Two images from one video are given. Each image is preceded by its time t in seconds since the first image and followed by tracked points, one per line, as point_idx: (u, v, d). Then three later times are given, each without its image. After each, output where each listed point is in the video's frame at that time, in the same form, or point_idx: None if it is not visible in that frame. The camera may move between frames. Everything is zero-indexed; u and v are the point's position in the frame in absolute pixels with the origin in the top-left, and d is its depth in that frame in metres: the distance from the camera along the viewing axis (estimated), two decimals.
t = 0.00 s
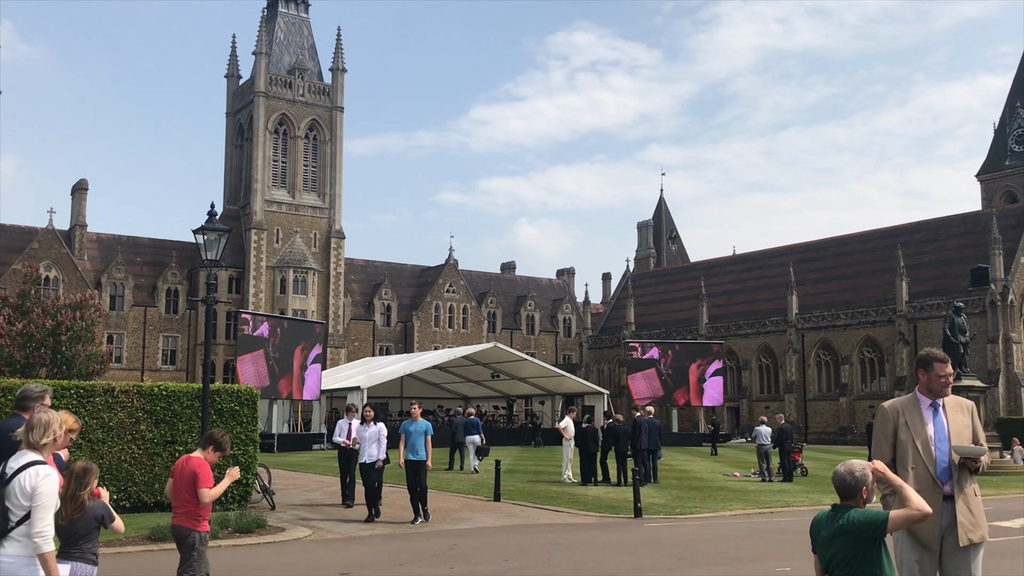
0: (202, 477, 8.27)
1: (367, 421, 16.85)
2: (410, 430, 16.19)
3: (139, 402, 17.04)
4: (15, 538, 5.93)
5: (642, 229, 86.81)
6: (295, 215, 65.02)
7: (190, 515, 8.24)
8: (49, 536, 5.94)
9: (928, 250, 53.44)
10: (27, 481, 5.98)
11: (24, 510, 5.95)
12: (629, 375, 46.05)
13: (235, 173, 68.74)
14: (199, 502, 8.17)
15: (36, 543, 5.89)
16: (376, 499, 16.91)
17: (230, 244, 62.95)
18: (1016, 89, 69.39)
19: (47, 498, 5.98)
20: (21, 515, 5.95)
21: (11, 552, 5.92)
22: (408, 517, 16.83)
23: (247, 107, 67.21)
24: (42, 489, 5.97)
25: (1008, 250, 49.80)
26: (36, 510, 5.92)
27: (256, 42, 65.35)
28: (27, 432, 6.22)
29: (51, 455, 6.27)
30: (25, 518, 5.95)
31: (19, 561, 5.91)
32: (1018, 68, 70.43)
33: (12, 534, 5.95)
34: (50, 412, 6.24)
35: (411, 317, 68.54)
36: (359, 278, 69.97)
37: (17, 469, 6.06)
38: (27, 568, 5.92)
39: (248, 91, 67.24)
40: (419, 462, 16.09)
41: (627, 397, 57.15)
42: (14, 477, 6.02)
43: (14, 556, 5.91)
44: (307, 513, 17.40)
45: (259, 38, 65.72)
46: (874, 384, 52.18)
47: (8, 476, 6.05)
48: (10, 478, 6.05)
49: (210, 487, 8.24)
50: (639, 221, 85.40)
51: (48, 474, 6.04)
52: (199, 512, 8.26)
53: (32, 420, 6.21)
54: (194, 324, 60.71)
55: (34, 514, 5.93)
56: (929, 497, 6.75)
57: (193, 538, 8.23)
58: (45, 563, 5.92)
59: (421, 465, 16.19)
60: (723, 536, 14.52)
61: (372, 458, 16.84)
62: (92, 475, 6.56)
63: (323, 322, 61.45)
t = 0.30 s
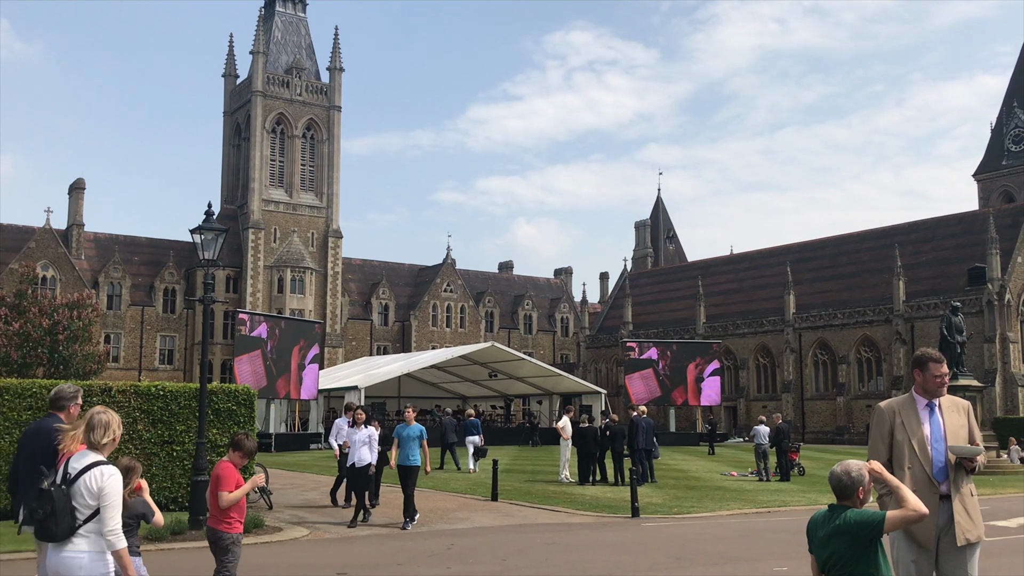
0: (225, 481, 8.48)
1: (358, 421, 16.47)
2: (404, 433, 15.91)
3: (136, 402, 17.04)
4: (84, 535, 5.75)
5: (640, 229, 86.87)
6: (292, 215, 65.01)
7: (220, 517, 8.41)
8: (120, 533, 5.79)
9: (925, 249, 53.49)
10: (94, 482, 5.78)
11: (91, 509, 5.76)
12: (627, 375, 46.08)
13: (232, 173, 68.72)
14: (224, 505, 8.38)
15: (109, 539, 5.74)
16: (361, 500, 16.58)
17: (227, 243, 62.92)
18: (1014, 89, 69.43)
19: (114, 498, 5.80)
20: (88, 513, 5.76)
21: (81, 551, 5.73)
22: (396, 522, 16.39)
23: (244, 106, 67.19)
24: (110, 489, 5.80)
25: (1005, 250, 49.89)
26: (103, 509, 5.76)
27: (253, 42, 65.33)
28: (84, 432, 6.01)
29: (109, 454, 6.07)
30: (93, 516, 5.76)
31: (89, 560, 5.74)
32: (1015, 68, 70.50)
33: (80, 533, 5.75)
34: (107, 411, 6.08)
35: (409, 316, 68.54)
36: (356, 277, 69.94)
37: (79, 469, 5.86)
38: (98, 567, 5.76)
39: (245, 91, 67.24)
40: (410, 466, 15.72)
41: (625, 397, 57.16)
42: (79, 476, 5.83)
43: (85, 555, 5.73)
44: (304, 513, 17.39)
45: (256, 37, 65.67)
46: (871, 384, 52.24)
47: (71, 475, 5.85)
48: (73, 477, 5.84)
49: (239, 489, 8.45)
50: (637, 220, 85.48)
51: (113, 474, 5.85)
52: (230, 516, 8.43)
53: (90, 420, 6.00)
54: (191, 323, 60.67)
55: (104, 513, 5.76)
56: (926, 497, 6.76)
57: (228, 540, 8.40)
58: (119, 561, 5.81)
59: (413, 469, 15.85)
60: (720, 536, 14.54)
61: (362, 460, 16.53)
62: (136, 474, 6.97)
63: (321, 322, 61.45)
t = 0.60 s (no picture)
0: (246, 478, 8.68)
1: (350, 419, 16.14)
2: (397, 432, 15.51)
3: (136, 401, 17.05)
4: (135, 530, 6.18)
5: (640, 229, 86.88)
6: (292, 214, 64.98)
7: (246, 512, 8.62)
8: (178, 527, 6.23)
9: (925, 249, 53.47)
10: (147, 476, 6.22)
11: (144, 503, 6.19)
12: (627, 375, 46.08)
13: (232, 172, 68.73)
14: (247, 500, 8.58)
15: (171, 532, 6.20)
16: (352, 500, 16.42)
17: (227, 242, 62.88)
18: (1014, 88, 69.36)
19: (169, 496, 6.21)
20: (141, 508, 6.18)
21: (131, 544, 6.15)
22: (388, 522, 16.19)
23: (244, 105, 67.22)
24: (161, 487, 6.23)
25: (1005, 250, 49.86)
26: (155, 504, 6.19)
27: (253, 41, 65.31)
28: (135, 432, 6.41)
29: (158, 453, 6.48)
30: (145, 511, 6.20)
31: (144, 553, 6.18)
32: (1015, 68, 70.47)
33: (131, 527, 6.16)
34: (158, 413, 6.46)
35: (409, 315, 68.52)
36: (356, 277, 69.92)
37: (130, 467, 6.27)
38: (150, 558, 6.20)
39: (245, 90, 67.25)
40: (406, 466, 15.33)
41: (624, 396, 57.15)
42: (130, 474, 6.24)
43: (135, 548, 6.15)
44: (304, 512, 17.39)
45: (256, 36, 65.66)
46: (871, 383, 52.23)
47: (123, 474, 6.25)
48: (124, 475, 6.25)
49: (265, 484, 8.64)
50: (637, 219, 85.51)
51: (166, 473, 6.27)
52: (258, 508, 8.61)
53: (140, 422, 6.40)
54: (191, 322, 60.67)
55: (156, 508, 6.19)
56: (925, 497, 6.76)
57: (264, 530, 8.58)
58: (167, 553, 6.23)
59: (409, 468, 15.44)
60: (720, 535, 14.51)
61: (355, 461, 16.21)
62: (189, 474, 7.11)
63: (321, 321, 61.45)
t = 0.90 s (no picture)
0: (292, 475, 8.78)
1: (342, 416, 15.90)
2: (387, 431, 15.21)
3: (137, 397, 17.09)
4: (189, 523, 6.30)
5: (641, 225, 86.86)
6: (293, 210, 64.95)
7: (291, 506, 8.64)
8: (227, 519, 6.36)
9: (926, 245, 53.45)
10: (199, 470, 6.34)
11: (196, 496, 6.31)
12: (628, 372, 46.11)
13: (233, 168, 68.71)
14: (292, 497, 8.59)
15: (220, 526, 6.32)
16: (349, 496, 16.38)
17: (228, 239, 62.89)
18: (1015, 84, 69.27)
19: (220, 487, 6.34)
20: (194, 500, 6.31)
21: (186, 537, 6.27)
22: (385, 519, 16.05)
23: (245, 101, 67.18)
24: (211, 480, 6.36)
25: (1006, 245, 49.81)
26: (206, 497, 6.31)
27: (254, 37, 65.27)
28: (185, 428, 6.56)
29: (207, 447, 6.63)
30: (197, 504, 6.32)
31: (197, 546, 6.30)
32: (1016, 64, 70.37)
33: (185, 520, 6.28)
34: (206, 408, 6.59)
35: (410, 312, 68.54)
36: (357, 273, 69.94)
37: (181, 461, 6.41)
38: (203, 550, 6.32)
39: (246, 86, 67.23)
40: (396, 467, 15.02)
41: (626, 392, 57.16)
42: (182, 469, 6.38)
43: (189, 541, 6.28)
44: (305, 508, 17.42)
45: (257, 32, 65.63)
46: (872, 379, 52.23)
47: (174, 468, 6.38)
48: (176, 470, 6.38)
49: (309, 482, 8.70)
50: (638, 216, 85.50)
51: (215, 467, 6.40)
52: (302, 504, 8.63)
53: (189, 417, 6.54)
54: (192, 318, 60.72)
55: (208, 501, 6.32)
56: (926, 493, 6.77)
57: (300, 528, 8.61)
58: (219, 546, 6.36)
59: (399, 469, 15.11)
60: (720, 531, 14.48)
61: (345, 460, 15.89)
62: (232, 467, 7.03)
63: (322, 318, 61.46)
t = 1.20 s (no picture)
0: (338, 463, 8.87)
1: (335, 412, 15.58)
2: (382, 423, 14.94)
3: (139, 392, 17.11)
4: (230, 513, 6.49)
5: (643, 219, 86.87)
6: (295, 206, 64.97)
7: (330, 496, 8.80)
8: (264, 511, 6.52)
9: (928, 239, 53.42)
10: (238, 462, 6.58)
11: (236, 489, 6.51)
12: (629, 367, 46.15)
13: (235, 163, 68.69)
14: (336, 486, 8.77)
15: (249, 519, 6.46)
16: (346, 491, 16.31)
17: (230, 234, 62.90)
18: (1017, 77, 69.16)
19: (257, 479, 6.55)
20: (234, 493, 6.50)
21: (228, 528, 6.47)
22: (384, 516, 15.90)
23: (246, 96, 67.13)
24: (253, 471, 6.57)
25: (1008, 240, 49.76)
26: (247, 489, 6.49)
27: (255, 32, 65.21)
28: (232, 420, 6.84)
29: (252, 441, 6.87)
30: (238, 496, 6.51)
31: (238, 537, 6.46)
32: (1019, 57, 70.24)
33: (226, 511, 6.49)
34: (249, 403, 6.84)
35: (412, 307, 68.60)
36: (359, 268, 70.00)
37: (225, 453, 6.65)
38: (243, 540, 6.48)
39: (247, 81, 67.20)
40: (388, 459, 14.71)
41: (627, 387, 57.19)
42: (226, 460, 6.61)
43: (231, 530, 6.46)
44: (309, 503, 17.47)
45: (258, 27, 65.58)
46: (874, 373, 52.22)
47: (219, 459, 6.64)
48: (220, 461, 6.63)
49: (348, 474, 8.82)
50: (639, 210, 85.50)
51: (255, 458, 6.63)
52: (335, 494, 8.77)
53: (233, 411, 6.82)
54: (194, 314, 60.77)
55: (248, 493, 6.50)
56: (928, 486, 6.78)
57: (336, 517, 8.77)
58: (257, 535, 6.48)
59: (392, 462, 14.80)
60: (721, 525, 14.49)
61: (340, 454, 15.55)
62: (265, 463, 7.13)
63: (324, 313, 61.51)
